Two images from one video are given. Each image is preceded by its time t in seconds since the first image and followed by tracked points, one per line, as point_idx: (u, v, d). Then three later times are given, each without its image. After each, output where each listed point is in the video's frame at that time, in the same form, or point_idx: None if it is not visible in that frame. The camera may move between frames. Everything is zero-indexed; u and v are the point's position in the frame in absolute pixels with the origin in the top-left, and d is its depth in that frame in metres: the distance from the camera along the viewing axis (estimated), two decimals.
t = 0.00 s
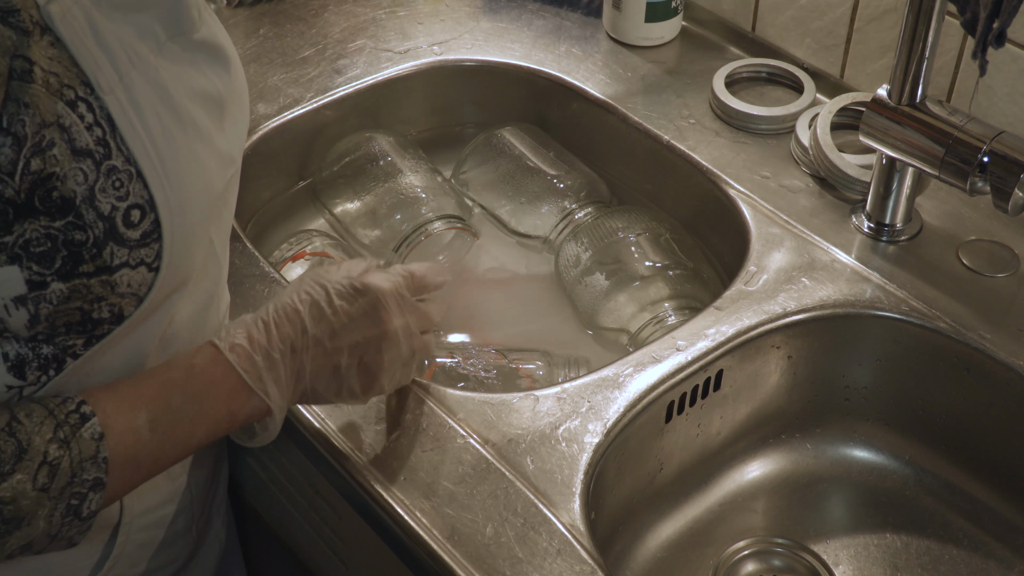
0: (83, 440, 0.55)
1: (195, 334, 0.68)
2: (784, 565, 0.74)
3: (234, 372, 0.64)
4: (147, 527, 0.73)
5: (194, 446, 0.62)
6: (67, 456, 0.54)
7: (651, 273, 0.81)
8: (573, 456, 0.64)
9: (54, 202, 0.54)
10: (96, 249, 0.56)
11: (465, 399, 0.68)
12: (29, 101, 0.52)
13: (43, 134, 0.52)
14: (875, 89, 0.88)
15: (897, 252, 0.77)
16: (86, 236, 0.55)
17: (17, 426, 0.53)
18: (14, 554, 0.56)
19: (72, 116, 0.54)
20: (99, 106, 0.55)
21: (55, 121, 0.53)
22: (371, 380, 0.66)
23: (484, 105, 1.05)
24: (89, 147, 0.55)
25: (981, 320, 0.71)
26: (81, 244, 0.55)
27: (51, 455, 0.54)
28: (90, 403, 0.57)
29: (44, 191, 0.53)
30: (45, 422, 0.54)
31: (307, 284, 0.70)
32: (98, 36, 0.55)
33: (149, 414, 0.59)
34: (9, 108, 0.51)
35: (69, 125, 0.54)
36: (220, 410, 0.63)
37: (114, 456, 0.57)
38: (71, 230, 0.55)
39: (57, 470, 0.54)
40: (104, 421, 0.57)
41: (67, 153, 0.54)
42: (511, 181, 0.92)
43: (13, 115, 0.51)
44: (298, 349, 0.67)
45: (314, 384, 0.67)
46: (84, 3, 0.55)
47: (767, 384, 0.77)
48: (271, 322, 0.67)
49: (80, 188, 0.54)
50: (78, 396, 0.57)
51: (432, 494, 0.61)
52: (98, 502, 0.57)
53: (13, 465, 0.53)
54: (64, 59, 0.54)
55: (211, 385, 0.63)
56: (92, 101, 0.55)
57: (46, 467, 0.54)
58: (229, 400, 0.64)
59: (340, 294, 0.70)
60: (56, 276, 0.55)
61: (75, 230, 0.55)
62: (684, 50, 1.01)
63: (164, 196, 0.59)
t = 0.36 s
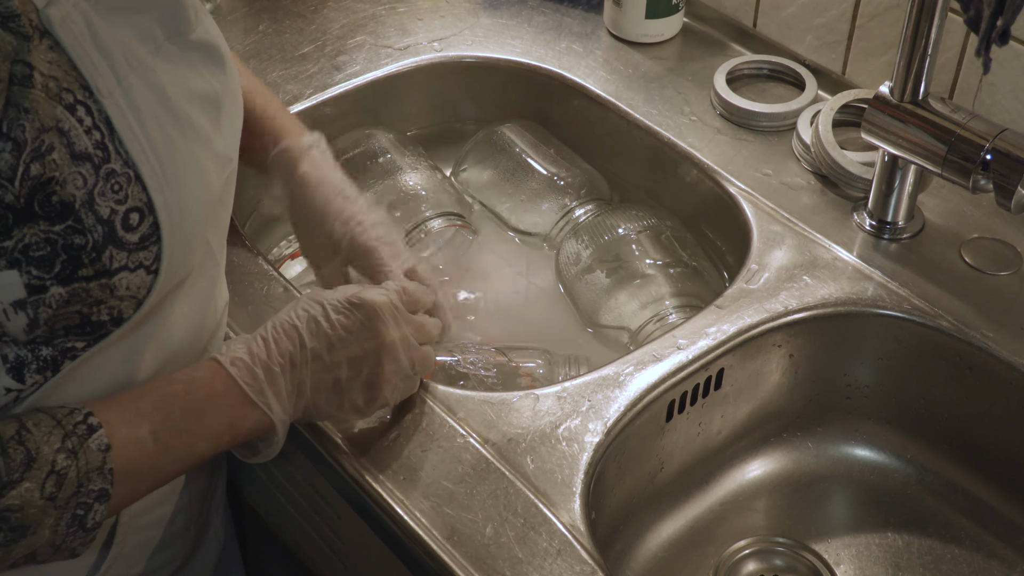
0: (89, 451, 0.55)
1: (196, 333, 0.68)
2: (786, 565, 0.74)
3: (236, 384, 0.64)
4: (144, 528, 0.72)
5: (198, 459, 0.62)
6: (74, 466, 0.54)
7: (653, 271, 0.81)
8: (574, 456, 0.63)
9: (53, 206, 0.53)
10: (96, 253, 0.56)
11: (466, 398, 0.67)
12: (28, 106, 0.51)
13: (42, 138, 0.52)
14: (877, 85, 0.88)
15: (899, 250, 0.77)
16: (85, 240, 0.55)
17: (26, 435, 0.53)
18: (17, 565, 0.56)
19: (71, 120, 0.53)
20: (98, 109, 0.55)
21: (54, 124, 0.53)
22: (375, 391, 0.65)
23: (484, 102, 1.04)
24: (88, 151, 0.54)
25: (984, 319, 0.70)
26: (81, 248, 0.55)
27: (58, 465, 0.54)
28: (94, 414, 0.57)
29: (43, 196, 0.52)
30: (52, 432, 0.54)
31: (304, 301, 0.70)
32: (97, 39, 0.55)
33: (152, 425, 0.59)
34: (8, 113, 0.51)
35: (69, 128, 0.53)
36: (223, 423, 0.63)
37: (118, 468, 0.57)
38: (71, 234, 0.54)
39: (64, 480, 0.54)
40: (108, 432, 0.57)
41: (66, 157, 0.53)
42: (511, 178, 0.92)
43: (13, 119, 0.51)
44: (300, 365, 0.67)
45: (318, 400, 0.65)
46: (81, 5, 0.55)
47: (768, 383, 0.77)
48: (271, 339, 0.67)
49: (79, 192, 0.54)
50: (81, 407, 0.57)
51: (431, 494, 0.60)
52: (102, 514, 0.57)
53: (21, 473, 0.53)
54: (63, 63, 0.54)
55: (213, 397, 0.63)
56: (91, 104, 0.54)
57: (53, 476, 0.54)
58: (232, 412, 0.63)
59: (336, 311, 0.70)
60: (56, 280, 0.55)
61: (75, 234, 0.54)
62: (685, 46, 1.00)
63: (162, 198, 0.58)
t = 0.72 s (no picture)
0: (71, 457, 0.56)
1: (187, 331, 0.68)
2: (787, 563, 0.73)
3: (222, 387, 0.64)
4: (140, 525, 0.72)
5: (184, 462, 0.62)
6: (56, 472, 0.55)
7: (658, 269, 0.81)
8: (574, 454, 0.63)
9: (29, 217, 0.53)
10: (73, 263, 0.55)
11: (465, 396, 0.67)
12: (4, 115, 0.51)
13: (18, 148, 0.52)
14: (878, 82, 0.87)
15: (900, 248, 0.76)
16: (62, 250, 0.55)
17: (10, 443, 0.54)
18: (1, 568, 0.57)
19: (49, 129, 0.53)
20: (76, 118, 0.54)
21: (30, 134, 0.52)
22: (364, 390, 0.65)
23: (483, 98, 1.04)
24: (65, 161, 0.54)
25: (986, 317, 0.70)
26: (57, 259, 0.55)
27: (40, 471, 0.54)
28: (78, 419, 0.58)
29: (18, 206, 0.52)
30: (34, 438, 0.54)
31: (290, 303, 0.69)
32: (77, 46, 0.54)
33: (136, 429, 0.59)
34: None
35: (46, 138, 0.53)
36: (208, 427, 0.63)
37: (100, 473, 0.57)
38: (47, 245, 0.54)
39: (45, 486, 0.55)
40: (91, 437, 0.57)
41: (43, 167, 0.53)
42: (516, 176, 0.92)
43: None
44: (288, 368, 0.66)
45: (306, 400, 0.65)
46: (61, 12, 0.54)
47: (768, 381, 0.77)
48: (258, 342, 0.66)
49: (56, 203, 0.53)
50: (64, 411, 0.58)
51: (430, 492, 0.60)
52: (84, 519, 0.58)
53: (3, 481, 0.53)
54: (39, 72, 0.53)
55: (199, 401, 0.63)
56: (69, 113, 0.54)
57: (36, 483, 0.54)
58: (218, 416, 0.63)
59: (323, 311, 0.69)
60: (31, 290, 0.54)
61: (51, 244, 0.54)
62: (686, 43, 1.00)
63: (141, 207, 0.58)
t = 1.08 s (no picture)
0: (60, 457, 0.55)
1: (181, 328, 0.68)
2: (788, 560, 0.73)
3: (214, 386, 0.64)
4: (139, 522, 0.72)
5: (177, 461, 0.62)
6: (44, 472, 0.55)
7: (659, 266, 0.81)
8: (576, 451, 0.63)
9: (19, 218, 0.53)
10: (63, 264, 0.55)
11: (467, 393, 0.67)
12: None
13: (8, 149, 0.51)
14: (881, 78, 0.87)
15: (902, 245, 0.76)
16: (52, 251, 0.54)
17: None
18: None
19: (39, 130, 0.53)
20: (67, 119, 0.54)
21: (21, 135, 0.52)
22: (357, 388, 0.64)
23: (485, 96, 1.03)
24: (56, 162, 0.53)
25: (989, 314, 0.70)
26: (47, 260, 0.54)
27: (29, 471, 0.54)
28: (68, 418, 0.58)
29: (8, 208, 0.52)
30: (23, 438, 0.54)
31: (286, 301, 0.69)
32: (67, 46, 0.54)
33: (126, 429, 0.59)
34: None
35: (36, 139, 0.53)
36: (200, 428, 0.63)
37: (90, 473, 0.57)
38: (37, 246, 0.54)
39: (34, 486, 0.55)
40: (81, 437, 0.57)
41: (33, 167, 0.53)
42: (519, 173, 0.92)
43: None
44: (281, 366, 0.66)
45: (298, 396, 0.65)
46: (51, 11, 0.53)
47: (771, 378, 0.77)
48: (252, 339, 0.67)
49: (46, 204, 0.53)
50: (57, 411, 0.58)
51: (432, 489, 0.60)
52: (75, 519, 0.57)
53: None
54: (30, 72, 0.53)
55: (191, 400, 0.63)
56: (60, 114, 0.54)
57: (22, 483, 0.54)
58: (210, 415, 0.63)
59: (318, 309, 0.69)
60: (22, 291, 0.54)
61: (41, 245, 0.54)
62: (688, 39, 1.00)
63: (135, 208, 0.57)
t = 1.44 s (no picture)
0: (159, 402, 0.54)
1: (190, 325, 0.68)
2: (788, 556, 0.74)
3: (289, 330, 0.63)
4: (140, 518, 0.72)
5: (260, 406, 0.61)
6: (148, 416, 0.54)
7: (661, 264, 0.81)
8: (577, 447, 0.63)
9: (39, 209, 0.52)
10: (81, 256, 0.55)
11: (468, 389, 0.67)
12: (18, 107, 0.51)
13: (31, 141, 0.51)
14: (881, 76, 0.87)
15: (902, 241, 0.76)
16: (70, 243, 0.54)
17: (99, 392, 0.52)
18: (109, 519, 0.56)
19: (62, 123, 0.53)
20: (86, 113, 0.54)
21: (44, 128, 0.52)
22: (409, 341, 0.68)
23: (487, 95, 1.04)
24: (77, 155, 0.53)
25: (988, 311, 0.70)
26: (65, 251, 0.54)
27: (134, 415, 0.53)
28: (162, 369, 0.57)
29: (29, 198, 0.52)
30: (119, 387, 0.53)
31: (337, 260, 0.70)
32: (84, 42, 0.54)
33: (213, 371, 0.58)
34: None
35: (60, 132, 0.53)
36: (285, 370, 0.62)
37: (188, 417, 0.56)
38: (56, 237, 0.54)
39: (142, 430, 0.53)
40: (174, 382, 0.56)
41: (55, 160, 0.52)
42: (521, 171, 0.92)
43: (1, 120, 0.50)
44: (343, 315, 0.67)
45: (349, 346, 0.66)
46: (68, 9, 0.53)
47: (771, 374, 0.77)
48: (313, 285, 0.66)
49: (66, 196, 0.53)
50: (147, 365, 0.57)
51: (433, 485, 0.60)
52: (180, 463, 0.56)
53: (105, 428, 0.52)
54: (51, 66, 0.52)
55: (270, 344, 0.62)
56: (80, 108, 0.53)
57: (134, 427, 0.53)
58: (290, 359, 0.62)
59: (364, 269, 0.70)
60: (39, 281, 0.54)
61: (61, 237, 0.54)
62: (689, 37, 1.00)
63: (151, 203, 0.58)
